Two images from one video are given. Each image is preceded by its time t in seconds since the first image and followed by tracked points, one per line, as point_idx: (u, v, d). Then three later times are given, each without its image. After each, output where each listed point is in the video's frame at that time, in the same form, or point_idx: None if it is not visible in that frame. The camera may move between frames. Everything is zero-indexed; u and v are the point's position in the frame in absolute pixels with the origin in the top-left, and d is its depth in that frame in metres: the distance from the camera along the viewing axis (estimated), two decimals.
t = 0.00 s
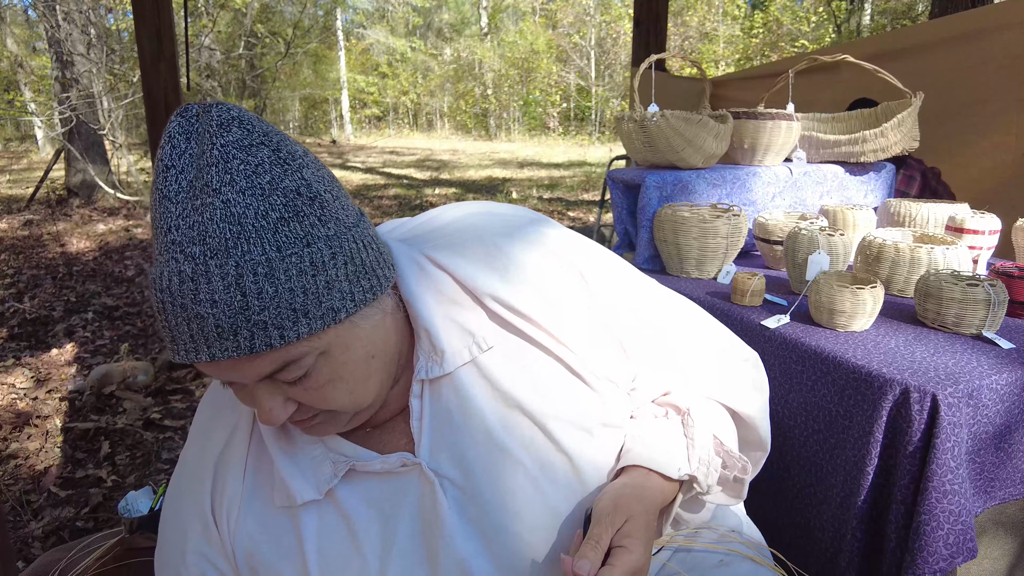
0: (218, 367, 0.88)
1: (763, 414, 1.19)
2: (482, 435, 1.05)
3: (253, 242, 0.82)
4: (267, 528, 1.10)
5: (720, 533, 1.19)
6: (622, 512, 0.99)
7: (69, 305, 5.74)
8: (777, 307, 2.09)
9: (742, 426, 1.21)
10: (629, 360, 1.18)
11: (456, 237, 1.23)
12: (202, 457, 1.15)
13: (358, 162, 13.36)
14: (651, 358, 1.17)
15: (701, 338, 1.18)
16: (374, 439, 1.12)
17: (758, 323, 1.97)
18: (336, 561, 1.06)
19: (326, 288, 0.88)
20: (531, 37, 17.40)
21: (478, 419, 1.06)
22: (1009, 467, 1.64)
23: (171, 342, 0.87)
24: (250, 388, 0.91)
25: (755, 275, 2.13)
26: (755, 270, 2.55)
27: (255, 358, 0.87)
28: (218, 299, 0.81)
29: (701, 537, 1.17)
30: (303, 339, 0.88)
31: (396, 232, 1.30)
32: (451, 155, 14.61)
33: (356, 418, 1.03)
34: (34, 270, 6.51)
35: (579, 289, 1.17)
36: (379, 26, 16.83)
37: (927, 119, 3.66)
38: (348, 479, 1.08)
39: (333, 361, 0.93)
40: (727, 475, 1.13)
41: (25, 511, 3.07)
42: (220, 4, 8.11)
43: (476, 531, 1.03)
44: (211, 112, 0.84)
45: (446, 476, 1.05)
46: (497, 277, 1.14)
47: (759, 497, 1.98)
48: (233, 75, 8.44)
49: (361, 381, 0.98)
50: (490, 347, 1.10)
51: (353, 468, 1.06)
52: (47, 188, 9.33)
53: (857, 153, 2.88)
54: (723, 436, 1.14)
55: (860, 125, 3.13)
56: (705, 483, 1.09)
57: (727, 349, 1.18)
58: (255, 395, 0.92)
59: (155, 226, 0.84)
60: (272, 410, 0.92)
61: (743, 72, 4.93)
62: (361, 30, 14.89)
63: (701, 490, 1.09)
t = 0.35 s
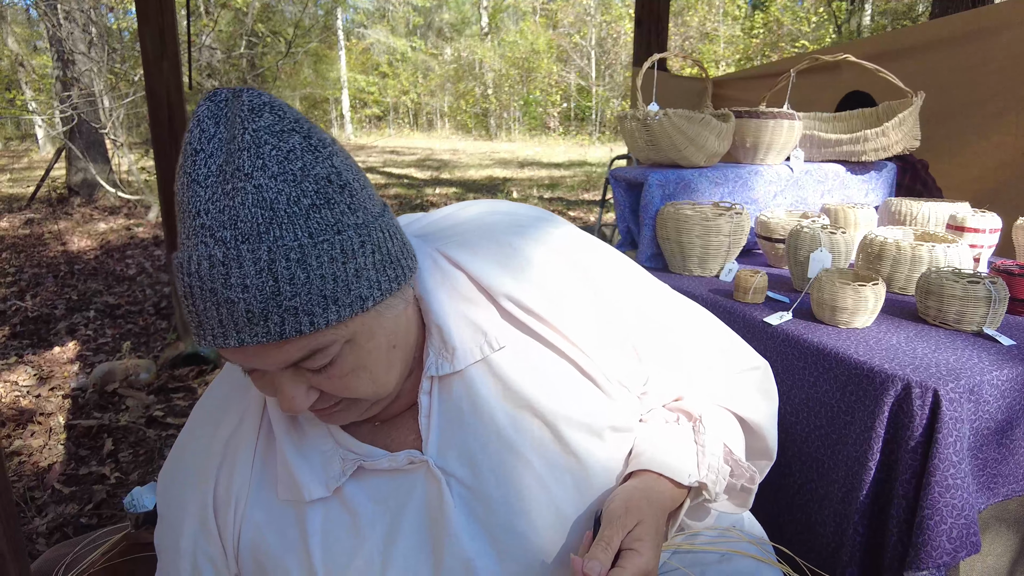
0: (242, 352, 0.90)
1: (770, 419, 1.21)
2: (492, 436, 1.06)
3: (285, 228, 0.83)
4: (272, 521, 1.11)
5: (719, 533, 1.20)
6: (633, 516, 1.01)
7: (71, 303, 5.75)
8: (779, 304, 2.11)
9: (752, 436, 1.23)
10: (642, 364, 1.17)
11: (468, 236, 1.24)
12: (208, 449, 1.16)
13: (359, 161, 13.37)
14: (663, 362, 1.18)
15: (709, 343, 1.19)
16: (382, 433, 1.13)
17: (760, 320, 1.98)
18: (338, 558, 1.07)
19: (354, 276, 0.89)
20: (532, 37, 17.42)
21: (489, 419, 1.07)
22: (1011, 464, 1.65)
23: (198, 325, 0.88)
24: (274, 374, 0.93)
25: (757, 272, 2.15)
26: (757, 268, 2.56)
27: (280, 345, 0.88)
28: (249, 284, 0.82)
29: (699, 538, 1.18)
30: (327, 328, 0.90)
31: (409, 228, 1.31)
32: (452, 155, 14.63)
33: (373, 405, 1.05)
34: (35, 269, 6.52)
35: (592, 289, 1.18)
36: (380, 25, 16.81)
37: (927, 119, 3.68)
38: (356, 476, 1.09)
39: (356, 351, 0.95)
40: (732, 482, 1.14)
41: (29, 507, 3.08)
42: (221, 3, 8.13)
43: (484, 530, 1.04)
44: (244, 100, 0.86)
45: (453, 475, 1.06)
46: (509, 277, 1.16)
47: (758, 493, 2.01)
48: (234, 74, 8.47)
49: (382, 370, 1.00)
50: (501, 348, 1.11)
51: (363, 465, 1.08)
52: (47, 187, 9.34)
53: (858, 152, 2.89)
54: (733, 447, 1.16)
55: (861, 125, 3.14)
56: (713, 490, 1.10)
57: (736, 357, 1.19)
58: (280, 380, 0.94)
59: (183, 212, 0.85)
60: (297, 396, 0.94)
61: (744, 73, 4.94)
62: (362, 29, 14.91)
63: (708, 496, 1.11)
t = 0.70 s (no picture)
0: (325, 236, 0.99)
1: (775, 411, 1.24)
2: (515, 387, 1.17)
3: (391, 119, 0.96)
4: (296, 453, 1.19)
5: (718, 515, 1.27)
6: (662, 470, 1.10)
7: (72, 301, 5.76)
8: (781, 301, 2.12)
9: (758, 426, 1.26)
10: (660, 338, 1.24)
11: (516, 206, 1.37)
12: (246, 378, 1.24)
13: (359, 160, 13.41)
14: (677, 340, 1.25)
15: (723, 326, 1.27)
16: (415, 374, 1.21)
17: (762, 316, 1.99)
18: (359, 486, 1.15)
19: (438, 182, 1.02)
20: (533, 36, 17.43)
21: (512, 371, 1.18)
22: (1011, 460, 1.66)
23: (294, 199, 0.98)
24: (349, 267, 1.01)
25: (759, 269, 2.16)
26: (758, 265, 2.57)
27: (365, 232, 0.98)
28: (356, 159, 0.94)
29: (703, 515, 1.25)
30: (406, 226, 1.00)
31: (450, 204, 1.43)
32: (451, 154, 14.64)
33: (426, 323, 1.13)
34: (36, 266, 6.53)
35: (621, 262, 1.28)
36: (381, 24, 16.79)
37: (928, 118, 3.69)
38: (386, 417, 1.17)
39: (424, 260, 1.05)
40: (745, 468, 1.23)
41: (32, 503, 3.09)
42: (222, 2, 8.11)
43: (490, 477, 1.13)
44: (360, 17, 1.01)
45: (478, 421, 1.15)
46: (548, 247, 1.28)
47: (760, 489, 2.03)
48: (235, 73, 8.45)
49: (441, 284, 1.10)
50: (534, 308, 1.23)
51: (393, 407, 1.16)
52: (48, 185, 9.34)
53: (860, 150, 2.90)
54: (748, 429, 1.22)
55: (862, 124, 3.14)
56: (730, 470, 1.17)
57: (746, 352, 1.25)
58: (353, 275, 1.02)
59: (293, 101, 0.97)
60: (368, 291, 1.02)
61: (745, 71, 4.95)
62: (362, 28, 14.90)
63: (724, 474, 1.18)
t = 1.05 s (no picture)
0: (464, 78, 1.17)
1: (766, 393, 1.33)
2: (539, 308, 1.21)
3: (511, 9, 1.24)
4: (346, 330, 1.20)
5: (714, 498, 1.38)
6: (658, 445, 1.19)
7: (72, 299, 5.77)
8: (779, 299, 2.13)
9: (751, 410, 1.36)
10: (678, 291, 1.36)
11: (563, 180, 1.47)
12: (321, 248, 1.29)
13: (359, 160, 13.43)
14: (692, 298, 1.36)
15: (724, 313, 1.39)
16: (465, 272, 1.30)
17: (760, 314, 2.00)
18: (405, 357, 1.17)
19: (532, 73, 1.26)
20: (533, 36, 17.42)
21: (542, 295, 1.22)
22: (1006, 456, 1.67)
23: (443, 42, 1.15)
24: (471, 112, 1.18)
25: (757, 267, 2.17)
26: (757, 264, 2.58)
27: (493, 79, 1.18)
28: (497, 19, 1.18)
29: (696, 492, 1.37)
30: (517, 89, 1.21)
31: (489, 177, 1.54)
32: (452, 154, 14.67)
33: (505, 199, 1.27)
34: (37, 265, 6.54)
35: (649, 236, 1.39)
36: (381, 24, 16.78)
37: (927, 118, 3.71)
38: (431, 301, 1.21)
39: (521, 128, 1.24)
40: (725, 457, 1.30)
41: (33, 500, 3.10)
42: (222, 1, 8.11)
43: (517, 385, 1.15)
44: None
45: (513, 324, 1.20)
46: (585, 206, 1.39)
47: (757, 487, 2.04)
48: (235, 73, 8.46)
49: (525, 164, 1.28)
50: (567, 245, 1.31)
51: (441, 290, 1.20)
52: (48, 184, 9.34)
53: (858, 150, 2.92)
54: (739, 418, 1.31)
55: (860, 123, 3.16)
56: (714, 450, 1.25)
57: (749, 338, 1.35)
58: (474, 121, 1.18)
59: None
60: (484, 136, 1.18)
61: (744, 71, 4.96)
62: (363, 28, 14.89)
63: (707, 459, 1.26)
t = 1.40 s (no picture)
0: (533, 62, 1.40)
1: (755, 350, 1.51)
2: (578, 271, 1.45)
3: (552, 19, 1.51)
4: (413, 274, 1.36)
5: (710, 482, 1.50)
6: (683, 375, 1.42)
7: (72, 299, 5.77)
8: (775, 300, 2.14)
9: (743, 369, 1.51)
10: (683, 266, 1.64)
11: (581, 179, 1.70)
12: (380, 211, 1.46)
13: (359, 160, 13.43)
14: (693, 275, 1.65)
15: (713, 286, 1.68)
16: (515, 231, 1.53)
17: (756, 315, 2.01)
18: (471, 294, 1.35)
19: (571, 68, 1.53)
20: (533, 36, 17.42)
21: (578, 262, 1.46)
22: (1000, 456, 1.68)
23: (519, 32, 1.38)
24: (536, 91, 1.41)
25: (753, 268, 2.18)
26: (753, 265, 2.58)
27: (554, 66, 1.43)
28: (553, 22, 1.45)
29: (695, 474, 1.49)
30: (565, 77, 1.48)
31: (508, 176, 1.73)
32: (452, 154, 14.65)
33: (553, 169, 1.50)
34: (35, 265, 6.54)
35: (656, 218, 1.65)
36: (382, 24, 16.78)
37: (925, 120, 3.71)
38: (484, 250, 1.41)
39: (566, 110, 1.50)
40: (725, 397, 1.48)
41: (31, 499, 3.10)
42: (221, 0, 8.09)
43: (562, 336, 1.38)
44: None
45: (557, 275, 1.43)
46: (607, 194, 1.64)
47: (753, 487, 2.04)
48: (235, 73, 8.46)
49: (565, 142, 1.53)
50: (593, 221, 1.56)
51: (495, 243, 1.40)
52: (48, 183, 9.34)
53: (855, 151, 2.92)
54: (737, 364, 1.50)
55: (857, 125, 3.16)
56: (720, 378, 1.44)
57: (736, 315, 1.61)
58: (539, 99, 1.41)
59: None
60: (548, 111, 1.42)
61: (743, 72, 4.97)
62: (363, 28, 14.88)
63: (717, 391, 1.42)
